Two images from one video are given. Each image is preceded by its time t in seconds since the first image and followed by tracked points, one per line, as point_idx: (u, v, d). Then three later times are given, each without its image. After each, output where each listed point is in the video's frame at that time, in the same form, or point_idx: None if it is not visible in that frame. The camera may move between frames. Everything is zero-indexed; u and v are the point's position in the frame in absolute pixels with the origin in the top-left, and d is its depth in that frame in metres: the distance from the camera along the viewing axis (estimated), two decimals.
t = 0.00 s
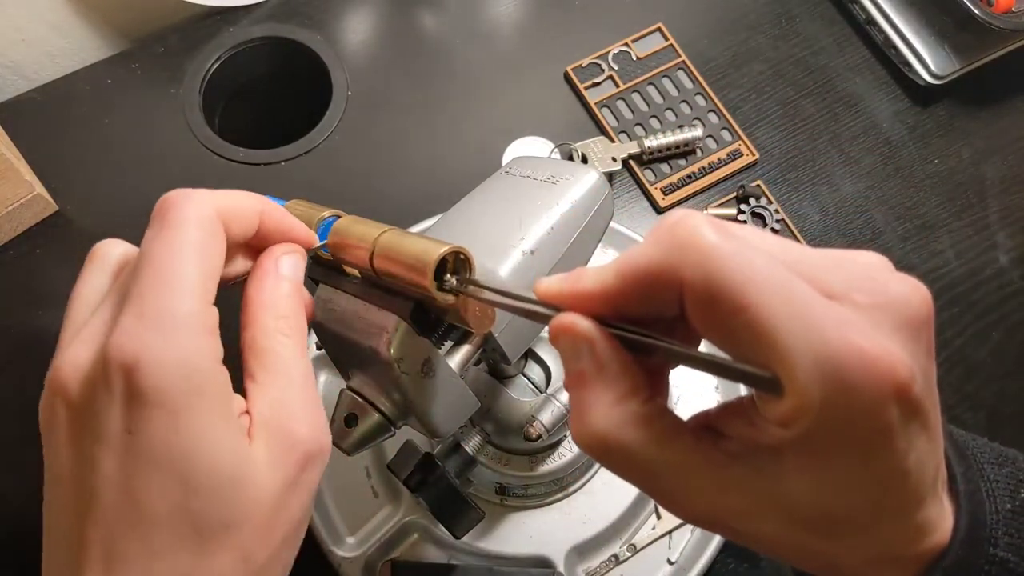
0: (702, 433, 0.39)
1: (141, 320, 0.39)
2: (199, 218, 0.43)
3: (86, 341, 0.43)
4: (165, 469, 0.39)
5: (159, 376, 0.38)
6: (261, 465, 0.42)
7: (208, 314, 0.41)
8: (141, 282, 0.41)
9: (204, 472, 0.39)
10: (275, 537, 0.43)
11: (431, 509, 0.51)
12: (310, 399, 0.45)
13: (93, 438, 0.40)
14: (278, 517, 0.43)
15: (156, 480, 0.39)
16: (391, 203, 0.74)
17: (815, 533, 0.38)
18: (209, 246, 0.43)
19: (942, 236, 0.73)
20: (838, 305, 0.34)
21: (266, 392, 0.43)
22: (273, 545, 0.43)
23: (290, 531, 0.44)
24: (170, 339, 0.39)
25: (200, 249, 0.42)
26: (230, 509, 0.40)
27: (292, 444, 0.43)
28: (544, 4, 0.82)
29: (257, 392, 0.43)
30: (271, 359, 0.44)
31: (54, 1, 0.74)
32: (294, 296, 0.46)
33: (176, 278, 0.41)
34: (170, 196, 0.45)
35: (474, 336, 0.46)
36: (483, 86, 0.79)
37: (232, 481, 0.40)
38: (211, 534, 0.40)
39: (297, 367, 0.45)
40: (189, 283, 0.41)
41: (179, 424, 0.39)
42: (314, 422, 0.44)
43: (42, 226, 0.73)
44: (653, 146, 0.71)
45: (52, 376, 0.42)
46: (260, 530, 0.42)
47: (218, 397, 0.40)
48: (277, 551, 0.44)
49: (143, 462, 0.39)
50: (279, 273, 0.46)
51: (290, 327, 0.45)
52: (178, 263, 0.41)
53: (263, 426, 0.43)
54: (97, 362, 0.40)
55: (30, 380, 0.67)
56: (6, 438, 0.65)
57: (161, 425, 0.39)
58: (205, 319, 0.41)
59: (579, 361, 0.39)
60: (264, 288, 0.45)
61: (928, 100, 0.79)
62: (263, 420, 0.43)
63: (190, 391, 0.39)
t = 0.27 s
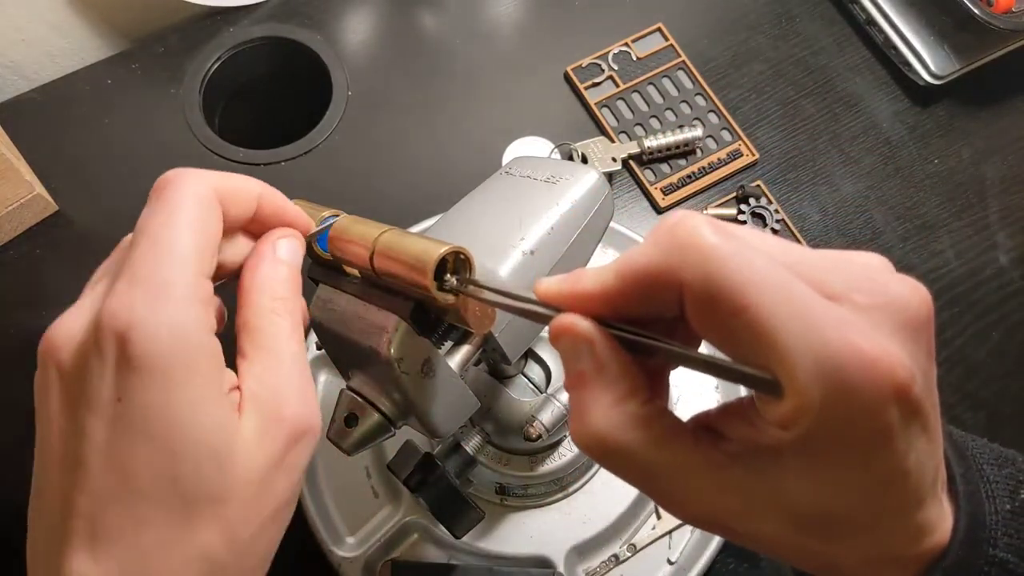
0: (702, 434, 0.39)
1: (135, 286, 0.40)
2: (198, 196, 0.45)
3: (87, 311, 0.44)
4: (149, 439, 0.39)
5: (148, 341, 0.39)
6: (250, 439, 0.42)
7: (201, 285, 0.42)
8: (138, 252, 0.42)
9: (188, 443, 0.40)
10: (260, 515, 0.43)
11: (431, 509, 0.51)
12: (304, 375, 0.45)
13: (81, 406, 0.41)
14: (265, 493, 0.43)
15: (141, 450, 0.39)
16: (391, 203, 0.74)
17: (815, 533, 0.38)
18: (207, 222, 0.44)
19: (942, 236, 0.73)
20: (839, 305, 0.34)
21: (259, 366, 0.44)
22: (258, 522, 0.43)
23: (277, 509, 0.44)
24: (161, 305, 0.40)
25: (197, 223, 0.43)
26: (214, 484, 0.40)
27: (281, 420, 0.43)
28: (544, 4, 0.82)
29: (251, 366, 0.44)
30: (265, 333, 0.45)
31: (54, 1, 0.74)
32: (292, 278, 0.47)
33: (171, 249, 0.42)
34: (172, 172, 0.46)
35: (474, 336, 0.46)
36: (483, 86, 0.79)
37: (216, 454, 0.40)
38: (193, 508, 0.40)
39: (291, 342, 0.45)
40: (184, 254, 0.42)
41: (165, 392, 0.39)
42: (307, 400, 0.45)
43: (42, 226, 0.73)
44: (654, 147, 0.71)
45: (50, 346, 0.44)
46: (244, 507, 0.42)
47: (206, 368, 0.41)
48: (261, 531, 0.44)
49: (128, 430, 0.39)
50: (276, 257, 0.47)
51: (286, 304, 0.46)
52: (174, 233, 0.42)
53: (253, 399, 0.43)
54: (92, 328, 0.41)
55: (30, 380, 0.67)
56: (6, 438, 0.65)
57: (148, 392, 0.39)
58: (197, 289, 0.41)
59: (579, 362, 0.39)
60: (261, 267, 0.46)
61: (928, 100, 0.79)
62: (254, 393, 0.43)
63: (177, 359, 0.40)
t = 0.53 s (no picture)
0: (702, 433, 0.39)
1: (139, 278, 0.40)
2: (215, 194, 0.44)
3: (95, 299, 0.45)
4: (136, 431, 0.39)
5: (145, 333, 0.39)
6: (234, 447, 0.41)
7: (205, 281, 0.42)
8: (146, 244, 0.42)
9: (175, 440, 0.39)
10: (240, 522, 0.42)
11: (431, 509, 0.51)
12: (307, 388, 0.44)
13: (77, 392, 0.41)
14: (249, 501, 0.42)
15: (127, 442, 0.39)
16: (391, 203, 0.74)
17: (815, 533, 0.38)
18: (218, 220, 0.44)
19: (942, 236, 0.73)
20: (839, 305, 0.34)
21: (261, 376, 0.43)
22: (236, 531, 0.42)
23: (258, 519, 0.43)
24: (161, 299, 0.40)
25: (208, 219, 0.43)
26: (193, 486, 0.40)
27: (275, 430, 0.42)
28: (544, 4, 0.82)
29: (254, 375, 0.43)
30: (271, 343, 0.43)
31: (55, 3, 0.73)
32: (303, 292, 0.44)
33: (178, 243, 0.42)
34: (191, 168, 0.46)
35: (473, 336, 0.46)
36: (483, 86, 0.79)
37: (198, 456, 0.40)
38: (170, 507, 0.40)
39: (297, 355, 0.44)
40: (190, 250, 0.42)
41: (155, 386, 0.39)
42: (308, 412, 0.43)
43: (42, 226, 0.73)
44: (653, 147, 0.71)
45: (54, 327, 0.44)
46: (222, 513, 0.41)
47: (201, 364, 0.40)
48: (241, 535, 0.43)
49: (118, 420, 0.39)
50: (286, 268, 0.45)
51: (296, 318, 0.44)
52: (182, 228, 0.42)
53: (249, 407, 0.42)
54: (95, 315, 0.42)
55: (30, 380, 0.67)
56: (6, 438, 0.65)
57: (139, 385, 0.39)
58: (199, 285, 0.41)
59: (579, 361, 0.39)
60: (271, 277, 0.44)
61: (927, 100, 0.79)
62: (251, 401, 0.42)
63: (170, 353, 0.39)
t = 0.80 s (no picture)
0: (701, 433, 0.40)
1: (127, 237, 0.42)
2: (208, 160, 0.46)
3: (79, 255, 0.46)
4: (101, 385, 0.40)
5: (122, 288, 0.40)
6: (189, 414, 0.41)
7: (191, 244, 0.43)
8: (138, 203, 0.43)
9: (134, 399, 0.40)
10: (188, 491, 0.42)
11: (431, 509, 0.51)
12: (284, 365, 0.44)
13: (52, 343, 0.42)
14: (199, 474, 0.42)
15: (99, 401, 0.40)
16: (391, 202, 0.74)
17: (816, 533, 0.38)
18: (211, 186, 0.45)
19: (942, 236, 0.73)
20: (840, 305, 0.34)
21: (239, 349, 0.43)
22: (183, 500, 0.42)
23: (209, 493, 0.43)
24: (148, 260, 0.41)
25: (201, 184, 0.44)
26: (146, 448, 0.40)
27: (232, 405, 0.42)
28: (544, 4, 0.82)
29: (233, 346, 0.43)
30: (251, 317, 0.44)
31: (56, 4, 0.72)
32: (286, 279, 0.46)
33: (169, 204, 0.43)
34: (187, 133, 0.48)
35: (473, 336, 0.46)
36: (483, 86, 0.79)
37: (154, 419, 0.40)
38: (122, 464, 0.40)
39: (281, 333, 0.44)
40: (180, 214, 0.43)
41: (124, 343, 0.40)
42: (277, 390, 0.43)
43: (42, 226, 0.73)
44: (653, 147, 0.71)
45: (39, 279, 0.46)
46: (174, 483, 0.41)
47: (172, 325, 0.41)
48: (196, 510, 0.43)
49: (86, 371, 0.40)
50: (264, 256, 0.46)
51: (282, 297, 0.45)
52: (176, 191, 0.44)
53: (217, 377, 0.42)
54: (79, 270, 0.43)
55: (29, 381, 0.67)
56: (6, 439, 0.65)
57: (112, 339, 0.40)
58: (184, 247, 0.42)
59: (579, 361, 0.38)
60: (252, 263, 0.46)
61: (928, 100, 0.78)
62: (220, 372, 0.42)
63: (141, 311, 0.40)
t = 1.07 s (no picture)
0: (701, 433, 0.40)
1: (105, 233, 0.41)
2: (189, 159, 0.45)
3: (60, 249, 0.46)
4: (82, 380, 0.40)
5: (100, 283, 0.40)
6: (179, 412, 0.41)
7: (172, 241, 0.43)
8: (121, 201, 0.43)
9: (116, 392, 0.40)
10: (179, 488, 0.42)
11: (431, 509, 0.51)
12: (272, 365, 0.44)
13: (32, 340, 0.42)
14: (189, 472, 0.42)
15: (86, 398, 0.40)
16: (391, 202, 0.74)
17: (815, 533, 0.38)
18: (195, 185, 0.45)
19: (942, 237, 0.73)
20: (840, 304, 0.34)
21: (228, 350, 0.44)
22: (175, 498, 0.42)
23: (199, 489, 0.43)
24: (127, 257, 0.41)
25: (182, 184, 0.44)
26: (132, 443, 0.40)
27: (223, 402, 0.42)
28: (544, 4, 0.82)
29: (223, 348, 0.44)
30: (246, 320, 0.44)
31: (56, 3, 0.73)
32: (287, 282, 0.46)
33: (151, 202, 0.43)
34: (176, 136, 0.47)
35: (473, 336, 0.46)
36: (483, 86, 0.79)
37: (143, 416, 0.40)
38: (105, 458, 0.40)
39: (272, 334, 0.45)
40: (161, 211, 0.43)
41: (107, 339, 0.40)
42: (266, 392, 0.44)
43: (42, 226, 0.73)
44: (653, 147, 0.71)
45: (20, 274, 0.46)
46: (163, 477, 0.41)
47: (156, 323, 0.41)
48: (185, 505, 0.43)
49: (64, 366, 0.40)
50: (275, 257, 0.46)
51: (276, 300, 0.46)
52: (158, 190, 0.43)
53: (205, 377, 0.43)
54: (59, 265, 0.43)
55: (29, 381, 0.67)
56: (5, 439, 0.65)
57: (91, 333, 0.40)
58: (164, 244, 0.42)
59: (579, 361, 0.38)
60: (259, 261, 0.46)
61: (928, 100, 0.78)
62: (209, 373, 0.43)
63: (125, 308, 0.40)
